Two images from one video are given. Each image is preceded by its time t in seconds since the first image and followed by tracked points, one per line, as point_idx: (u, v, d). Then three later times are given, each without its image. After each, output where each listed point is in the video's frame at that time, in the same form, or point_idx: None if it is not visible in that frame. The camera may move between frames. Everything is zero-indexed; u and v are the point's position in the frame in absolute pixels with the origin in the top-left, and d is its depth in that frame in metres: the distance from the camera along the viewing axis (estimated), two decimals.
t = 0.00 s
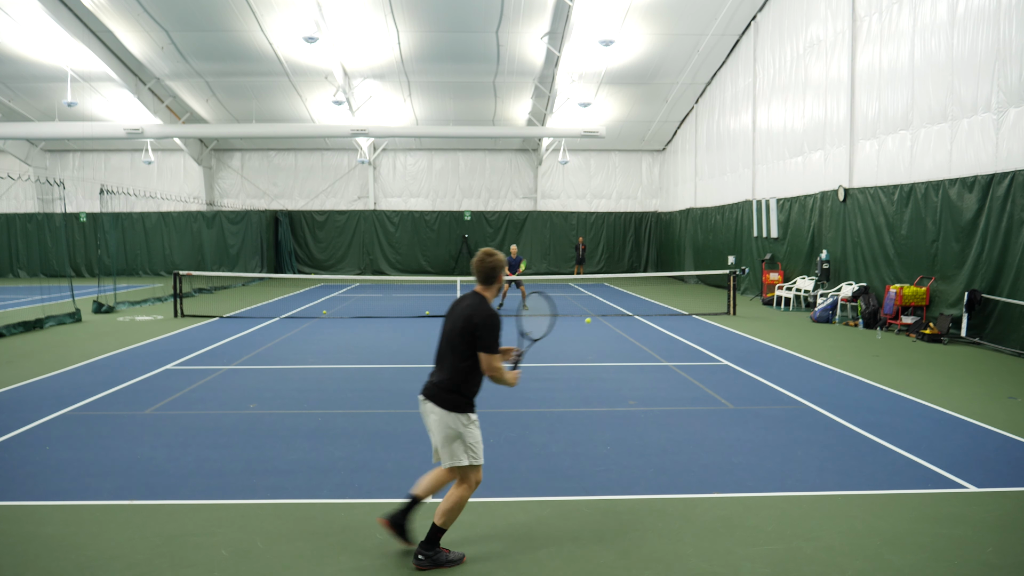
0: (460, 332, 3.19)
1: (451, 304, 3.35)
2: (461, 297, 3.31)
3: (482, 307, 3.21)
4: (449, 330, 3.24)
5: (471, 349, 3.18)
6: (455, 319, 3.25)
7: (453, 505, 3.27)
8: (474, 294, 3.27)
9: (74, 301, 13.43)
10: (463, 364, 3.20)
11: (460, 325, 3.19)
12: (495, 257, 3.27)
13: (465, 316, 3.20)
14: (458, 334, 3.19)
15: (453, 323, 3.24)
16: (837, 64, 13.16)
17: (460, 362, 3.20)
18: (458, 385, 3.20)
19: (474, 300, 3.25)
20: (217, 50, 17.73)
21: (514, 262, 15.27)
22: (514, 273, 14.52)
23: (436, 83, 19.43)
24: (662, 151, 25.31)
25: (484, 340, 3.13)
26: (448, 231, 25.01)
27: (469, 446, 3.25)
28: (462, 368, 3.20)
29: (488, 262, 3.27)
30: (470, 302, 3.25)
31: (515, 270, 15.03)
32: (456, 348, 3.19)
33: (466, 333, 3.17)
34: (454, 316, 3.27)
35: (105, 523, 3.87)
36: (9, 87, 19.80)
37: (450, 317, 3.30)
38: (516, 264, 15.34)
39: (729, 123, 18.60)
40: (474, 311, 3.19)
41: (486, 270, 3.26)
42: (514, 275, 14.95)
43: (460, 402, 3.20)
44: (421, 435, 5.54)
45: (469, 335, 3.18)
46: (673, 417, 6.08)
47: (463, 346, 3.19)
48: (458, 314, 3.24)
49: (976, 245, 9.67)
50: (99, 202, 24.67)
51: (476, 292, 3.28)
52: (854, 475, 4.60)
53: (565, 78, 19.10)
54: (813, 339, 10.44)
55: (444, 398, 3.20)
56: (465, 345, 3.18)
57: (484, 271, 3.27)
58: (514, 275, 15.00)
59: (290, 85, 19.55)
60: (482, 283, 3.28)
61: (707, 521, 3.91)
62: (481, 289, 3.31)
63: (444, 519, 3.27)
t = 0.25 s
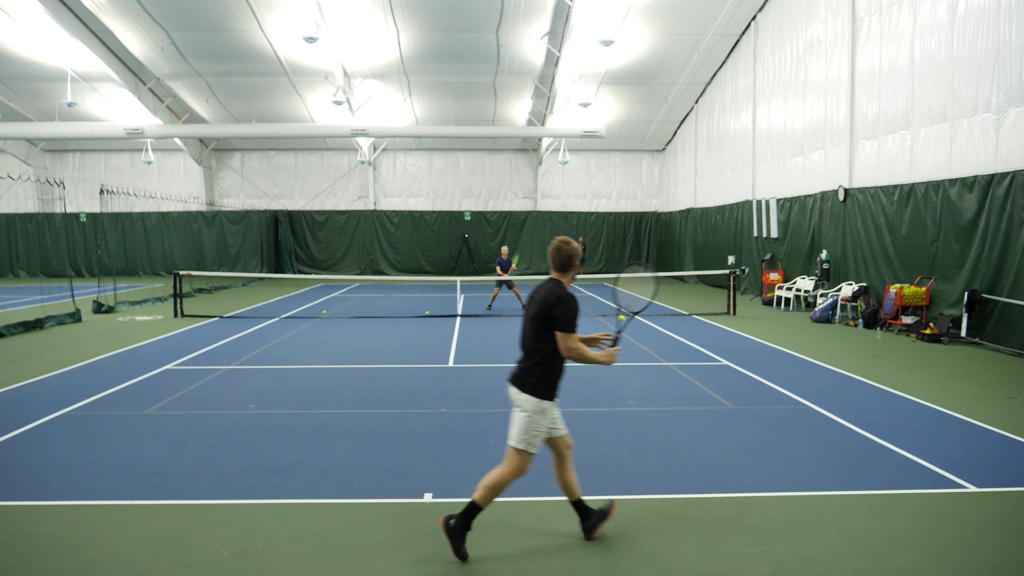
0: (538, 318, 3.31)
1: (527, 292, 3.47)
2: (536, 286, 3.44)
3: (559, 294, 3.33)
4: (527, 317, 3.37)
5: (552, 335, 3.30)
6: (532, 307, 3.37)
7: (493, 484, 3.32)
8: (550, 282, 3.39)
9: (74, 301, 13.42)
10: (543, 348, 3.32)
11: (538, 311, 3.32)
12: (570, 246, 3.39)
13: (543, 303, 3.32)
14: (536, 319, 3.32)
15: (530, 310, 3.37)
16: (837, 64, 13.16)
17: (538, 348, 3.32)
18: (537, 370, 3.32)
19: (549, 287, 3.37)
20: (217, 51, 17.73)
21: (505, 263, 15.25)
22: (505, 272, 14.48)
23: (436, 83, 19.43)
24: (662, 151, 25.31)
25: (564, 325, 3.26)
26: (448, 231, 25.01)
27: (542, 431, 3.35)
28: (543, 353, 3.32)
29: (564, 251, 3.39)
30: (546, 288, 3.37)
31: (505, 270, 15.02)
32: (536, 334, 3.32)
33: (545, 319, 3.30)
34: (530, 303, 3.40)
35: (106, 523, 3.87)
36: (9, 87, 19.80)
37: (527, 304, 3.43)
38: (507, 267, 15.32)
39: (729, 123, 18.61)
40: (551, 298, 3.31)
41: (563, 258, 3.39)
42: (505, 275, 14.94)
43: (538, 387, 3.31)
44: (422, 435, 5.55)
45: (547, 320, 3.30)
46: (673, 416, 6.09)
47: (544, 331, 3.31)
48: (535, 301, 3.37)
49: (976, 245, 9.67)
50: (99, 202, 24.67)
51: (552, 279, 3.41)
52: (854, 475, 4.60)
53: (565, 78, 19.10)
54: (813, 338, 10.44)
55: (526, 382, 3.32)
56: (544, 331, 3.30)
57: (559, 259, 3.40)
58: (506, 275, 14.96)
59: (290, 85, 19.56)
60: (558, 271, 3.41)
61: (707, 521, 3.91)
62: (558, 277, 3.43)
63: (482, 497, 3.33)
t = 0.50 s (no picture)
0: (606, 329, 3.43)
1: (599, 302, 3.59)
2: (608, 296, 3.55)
3: (629, 305, 3.42)
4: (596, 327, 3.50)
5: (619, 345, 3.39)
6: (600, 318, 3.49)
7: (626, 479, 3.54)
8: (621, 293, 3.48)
9: (74, 301, 13.42)
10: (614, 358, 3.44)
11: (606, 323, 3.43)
12: (642, 259, 3.44)
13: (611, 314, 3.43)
14: (605, 330, 3.44)
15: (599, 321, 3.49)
16: (837, 64, 13.16)
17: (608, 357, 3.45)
18: (610, 379, 3.46)
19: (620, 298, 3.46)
20: (217, 50, 17.73)
21: (499, 258, 15.28)
22: (500, 269, 14.47)
23: (436, 83, 19.43)
24: (661, 151, 25.31)
25: (629, 335, 3.34)
26: (448, 231, 25.00)
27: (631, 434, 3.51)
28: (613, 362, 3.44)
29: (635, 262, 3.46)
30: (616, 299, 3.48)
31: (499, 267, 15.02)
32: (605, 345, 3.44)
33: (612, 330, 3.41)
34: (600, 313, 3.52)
35: (106, 523, 3.87)
36: (9, 87, 19.80)
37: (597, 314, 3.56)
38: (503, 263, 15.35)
39: (729, 123, 18.61)
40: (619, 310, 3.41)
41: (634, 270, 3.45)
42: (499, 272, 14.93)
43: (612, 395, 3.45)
44: (422, 435, 5.55)
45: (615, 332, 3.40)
46: (673, 416, 6.09)
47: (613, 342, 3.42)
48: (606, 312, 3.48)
49: (976, 245, 9.67)
50: (99, 203, 24.67)
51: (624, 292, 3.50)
52: (854, 475, 4.60)
53: (565, 78, 19.10)
54: (814, 338, 10.44)
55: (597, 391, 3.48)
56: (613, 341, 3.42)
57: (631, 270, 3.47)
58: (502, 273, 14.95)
59: (290, 85, 19.56)
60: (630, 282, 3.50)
61: (707, 521, 3.91)
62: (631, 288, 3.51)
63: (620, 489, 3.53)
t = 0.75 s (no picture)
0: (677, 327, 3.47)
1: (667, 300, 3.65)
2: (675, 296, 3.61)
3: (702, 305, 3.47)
4: (663, 324, 3.54)
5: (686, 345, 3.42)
6: (670, 316, 3.54)
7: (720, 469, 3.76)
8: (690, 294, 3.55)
9: (74, 301, 13.42)
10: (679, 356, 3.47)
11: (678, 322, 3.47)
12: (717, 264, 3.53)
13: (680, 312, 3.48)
14: (677, 331, 3.46)
15: (668, 318, 3.55)
16: (837, 64, 13.16)
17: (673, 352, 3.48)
18: (676, 377, 3.50)
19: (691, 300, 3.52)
20: (217, 50, 17.73)
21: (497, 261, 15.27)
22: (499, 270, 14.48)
23: (436, 83, 19.43)
24: (662, 151, 25.30)
25: (697, 333, 3.35)
26: (448, 231, 25.00)
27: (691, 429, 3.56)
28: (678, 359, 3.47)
29: (709, 268, 3.55)
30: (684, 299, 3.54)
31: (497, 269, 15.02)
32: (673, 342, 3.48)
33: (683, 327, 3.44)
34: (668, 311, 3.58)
35: (105, 523, 3.87)
36: (9, 87, 19.80)
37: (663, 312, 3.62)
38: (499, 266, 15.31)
39: (729, 123, 18.61)
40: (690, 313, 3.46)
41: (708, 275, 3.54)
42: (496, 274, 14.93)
43: (676, 391, 3.49)
44: (422, 435, 5.54)
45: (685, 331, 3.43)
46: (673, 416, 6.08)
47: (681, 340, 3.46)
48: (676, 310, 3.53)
49: (976, 245, 9.67)
50: (99, 203, 24.67)
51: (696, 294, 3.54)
52: (854, 475, 4.60)
53: (565, 78, 19.10)
54: (813, 338, 10.45)
55: (662, 386, 3.52)
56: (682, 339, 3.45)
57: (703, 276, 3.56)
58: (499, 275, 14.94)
59: (290, 85, 19.56)
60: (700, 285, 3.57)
61: (708, 521, 3.91)
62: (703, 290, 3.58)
63: (729, 481, 3.79)
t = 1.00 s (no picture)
0: (751, 340, 3.60)
1: (727, 306, 3.65)
2: (736, 303, 3.65)
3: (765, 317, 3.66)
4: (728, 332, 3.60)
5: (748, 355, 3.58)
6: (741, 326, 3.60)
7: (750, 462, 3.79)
8: (749, 303, 3.65)
9: (74, 301, 13.42)
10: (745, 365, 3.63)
11: (753, 336, 3.59)
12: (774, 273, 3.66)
13: (752, 325, 3.60)
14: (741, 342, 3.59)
15: (738, 329, 3.60)
16: (837, 64, 13.16)
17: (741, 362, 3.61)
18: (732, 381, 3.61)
19: (757, 311, 3.64)
20: (217, 50, 17.73)
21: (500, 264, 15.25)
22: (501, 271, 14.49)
23: (436, 83, 19.43)
24: (662, 151, 25.31)
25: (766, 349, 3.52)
26: (448, 231, 25.00)
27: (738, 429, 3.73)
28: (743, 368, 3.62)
29: (767, 274, 3.63)
30: (749, 310, 3.64)
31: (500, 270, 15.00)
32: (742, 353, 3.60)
33: (756, 341, 3.60)
34: (735, 320, 3.62)
35: (106, 523, 3.87)
36: (9, 87, 19.80)
37: (728, 319, 3.64)
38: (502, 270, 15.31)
39: (729, 123, 18.61)
40: (762, 326, 3.62)
41: (766, 283, 3.62)
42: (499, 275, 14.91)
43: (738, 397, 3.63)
44: (422, 435, 5.55)
45: (759, 346, 3.61)
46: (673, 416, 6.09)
47: (749, 351, 3.61)
48: (746, 322, 3.61)
49: (976, 245, 9.67)
50: (99, 203, 24.67)
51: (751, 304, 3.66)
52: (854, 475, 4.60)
53: (565, 78, 19.10)
54: (813, 338, 10.46)
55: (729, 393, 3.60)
56: (752, 351, 3.61)
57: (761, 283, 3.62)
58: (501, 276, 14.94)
59: (290, 85, 19.56)
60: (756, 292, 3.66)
61: (707, 521, 3.91)
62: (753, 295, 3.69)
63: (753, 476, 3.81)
